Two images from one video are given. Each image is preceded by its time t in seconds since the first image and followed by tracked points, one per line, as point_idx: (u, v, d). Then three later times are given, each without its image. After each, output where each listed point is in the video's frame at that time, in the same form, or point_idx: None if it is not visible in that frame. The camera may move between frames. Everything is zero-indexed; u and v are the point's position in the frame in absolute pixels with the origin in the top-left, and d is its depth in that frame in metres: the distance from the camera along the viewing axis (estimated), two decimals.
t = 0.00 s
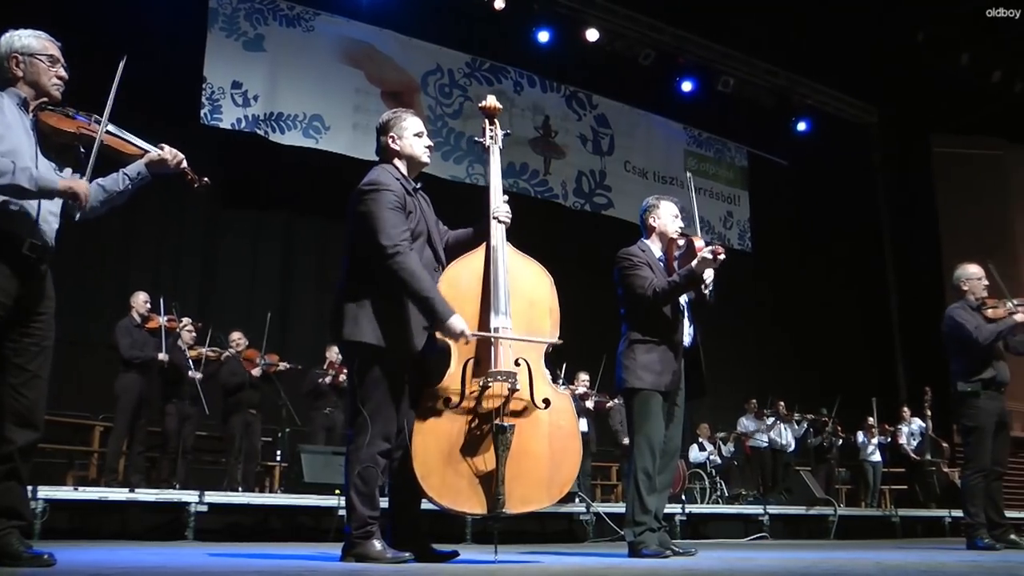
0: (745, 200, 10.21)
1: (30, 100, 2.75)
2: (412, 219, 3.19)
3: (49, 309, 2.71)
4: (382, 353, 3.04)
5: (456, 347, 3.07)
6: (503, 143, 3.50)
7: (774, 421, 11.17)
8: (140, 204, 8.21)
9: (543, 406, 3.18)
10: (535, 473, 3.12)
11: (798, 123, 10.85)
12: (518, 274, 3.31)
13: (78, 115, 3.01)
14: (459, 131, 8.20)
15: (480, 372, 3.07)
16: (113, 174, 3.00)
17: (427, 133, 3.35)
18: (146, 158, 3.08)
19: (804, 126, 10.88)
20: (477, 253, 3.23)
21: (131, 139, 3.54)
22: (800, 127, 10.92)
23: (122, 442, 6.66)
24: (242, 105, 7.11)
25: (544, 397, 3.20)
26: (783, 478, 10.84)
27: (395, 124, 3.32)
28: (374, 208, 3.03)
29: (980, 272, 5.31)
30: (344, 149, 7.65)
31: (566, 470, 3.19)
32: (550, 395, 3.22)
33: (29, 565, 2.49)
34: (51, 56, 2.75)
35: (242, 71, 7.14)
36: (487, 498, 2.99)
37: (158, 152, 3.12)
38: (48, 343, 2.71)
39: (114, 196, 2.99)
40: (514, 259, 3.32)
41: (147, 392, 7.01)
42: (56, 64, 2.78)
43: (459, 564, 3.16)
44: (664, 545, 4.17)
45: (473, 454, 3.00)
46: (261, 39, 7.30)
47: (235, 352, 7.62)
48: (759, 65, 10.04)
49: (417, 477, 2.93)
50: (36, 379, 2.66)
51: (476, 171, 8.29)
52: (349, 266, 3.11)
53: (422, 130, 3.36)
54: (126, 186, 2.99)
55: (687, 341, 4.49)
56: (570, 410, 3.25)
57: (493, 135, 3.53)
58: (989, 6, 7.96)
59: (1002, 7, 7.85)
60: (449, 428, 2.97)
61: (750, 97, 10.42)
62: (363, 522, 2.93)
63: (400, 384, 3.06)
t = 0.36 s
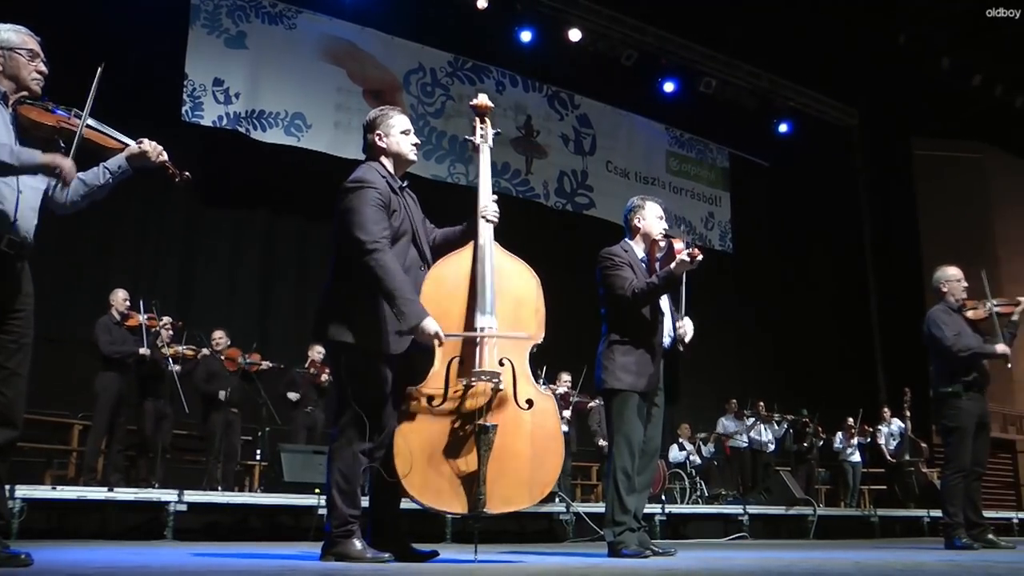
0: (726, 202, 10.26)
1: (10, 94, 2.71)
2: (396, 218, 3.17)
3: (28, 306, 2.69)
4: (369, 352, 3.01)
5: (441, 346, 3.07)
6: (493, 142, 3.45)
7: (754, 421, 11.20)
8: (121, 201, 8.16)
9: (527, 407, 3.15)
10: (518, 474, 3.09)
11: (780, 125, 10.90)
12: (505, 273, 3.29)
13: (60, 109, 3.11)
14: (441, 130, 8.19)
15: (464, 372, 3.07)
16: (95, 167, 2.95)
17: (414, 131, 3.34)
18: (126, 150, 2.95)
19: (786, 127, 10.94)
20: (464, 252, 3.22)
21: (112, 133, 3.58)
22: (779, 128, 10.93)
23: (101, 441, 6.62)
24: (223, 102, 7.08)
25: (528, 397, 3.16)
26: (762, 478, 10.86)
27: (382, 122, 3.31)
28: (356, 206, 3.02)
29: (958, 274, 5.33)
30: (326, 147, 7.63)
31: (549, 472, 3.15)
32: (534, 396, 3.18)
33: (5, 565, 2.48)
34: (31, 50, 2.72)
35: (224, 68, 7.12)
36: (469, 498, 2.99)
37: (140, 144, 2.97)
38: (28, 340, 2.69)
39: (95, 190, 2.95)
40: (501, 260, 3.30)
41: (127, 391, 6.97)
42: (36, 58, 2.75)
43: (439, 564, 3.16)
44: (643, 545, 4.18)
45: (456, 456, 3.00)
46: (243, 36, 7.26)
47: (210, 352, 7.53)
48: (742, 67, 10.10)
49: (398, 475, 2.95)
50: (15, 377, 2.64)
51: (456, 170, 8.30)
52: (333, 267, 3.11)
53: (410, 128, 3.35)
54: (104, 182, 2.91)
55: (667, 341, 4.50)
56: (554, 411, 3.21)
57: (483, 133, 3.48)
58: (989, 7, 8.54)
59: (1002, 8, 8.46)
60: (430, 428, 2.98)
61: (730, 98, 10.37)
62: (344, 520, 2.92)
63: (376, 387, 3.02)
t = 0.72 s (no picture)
0: (707, 202, 10.28)
1: None
2: (376, 217, 3.16)
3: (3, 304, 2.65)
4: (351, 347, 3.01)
5: (414, 344, 3.03)
6: (466, 139, 3.45)
7: (733, 421, 11.22)
8: (100, 198, 8.10)
9: (502, 405, 3.19)
10: (493, 473, 3.12)
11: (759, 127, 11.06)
12: (478, 273, 3.30)
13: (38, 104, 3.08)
14: (423, 129, 8.18)
15: (437, 372, 3.05)
16: (75, 163, 2.94)
17: (394, 131, 3.33)
18: (106, 147, 2.97)
19: (767, 129, 11.12)
20: (436, 251, 3.21)
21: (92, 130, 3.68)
22: (761, 130, 11.13)
23: (79, 439, 6.57)
24: (204, 99, 7.04)
25: (503, 396, 3.20)
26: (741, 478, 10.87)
27: (362, 121, 3.30)
28: (337, 205, 3.01)
29: (938, 276, 5.34)
30: (307, 145, 7.59)
31: (525, 469, 3.20)
32: (509, 394, 3.22)
33: None
34: (10, 44, 2.69)
35: (205, 65, 7.08)
36: (444, 499, 2.99)
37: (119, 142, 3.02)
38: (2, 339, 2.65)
39: (75, 186, 2.93)
40: (474, 258, 3.30)
41: (106, 389, 6.92)
42: (14, 54, 2.72)
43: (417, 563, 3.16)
44: (623, 545, 4.17)
45: (427, 459, 2.98)
46: (225, 32, 7.23)
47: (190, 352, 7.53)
48: (724, 68, 10.24)
49: (374, 476, 2.91)
50: None
51: (439, 170, 8.25)
52: (312, 267, 3.10)
53: (389, 127, 3.34)
54: (86, 177, 2.93)
55: (648, 341, 4.49)
56: (529, 409, 3.26)
57: (457, 130, 3.48)
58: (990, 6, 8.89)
59: (1002, 7, 8.72)
60: (405, 428, 2.95)
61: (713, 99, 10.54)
62: (322, 519, 2.93)
63: (360, 382, 3.03)
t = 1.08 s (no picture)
0: (687, 203, 10.32)
1: None
2: (347, 217, 3.15)
3: None
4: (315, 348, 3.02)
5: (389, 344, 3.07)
6: (438, 138, 3.44)
7: (712, 421, 11.25)
8: (78, 196, 8.05)
9: (478, 403, 3.16)
10: (469, 471, 3.10)
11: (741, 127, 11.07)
12: (451, 271, 3.30)
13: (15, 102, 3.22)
14: (403, 128, 8.15)
15: (413, 370, 3.06)
16: (53, 160, 2.99)
17: (368, 129, 3.32)
18: (84, 145, 3.05)
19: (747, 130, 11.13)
20: (411, 249, 3.19)
21: (72, 127, 3.75)
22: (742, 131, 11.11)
23: (56, 438, 6.53)
24: (183, 96, 7.01)
25: (479, 394, 3.18)
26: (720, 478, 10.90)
27: (335, 120, 3.28)
28: (305, 203, 3.01)
29: (915, 278, 5.39)
30: (286, 143, 7.56)
31: (503, 466, 3.17)
32: (485, 392, 3.20)
33: None
34: None
35: (185, 61, 7.04)
36: (421, 498, 2.98)
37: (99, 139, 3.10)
38: None
39: (53, 183, 2.96)
40: (448, 256, 3.30)
41: (84, 387, 6.88)
42: None
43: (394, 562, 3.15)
44: (602, 544, 4.14)
45: (402, 459, 2.98)
46: (204, 29, 7.18)
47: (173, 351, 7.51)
48: (704, 69, 10.32)
49: (351, 477, 2.92)
50: None
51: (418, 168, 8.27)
52: (287, 263, 3.11)
53: (363, 126, 3.33)
54: (66, 176, 2.99)
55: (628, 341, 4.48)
56: (505, 407, 3.22)
57: (429, 129, 3.47)
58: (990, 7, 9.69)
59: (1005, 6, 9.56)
60: (381, 428, 2.96)
61: (693, 100, 10.57)
62: (299, 519, 2.94)
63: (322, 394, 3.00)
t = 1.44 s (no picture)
0: (668, 203, 10.36)
1: None
2: (331, 214, 3.14)
3: None
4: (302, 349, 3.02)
5: (369, 343, 3.00)
6: (418, 136, 3.43)
7: (692, 422, 11.27)
8: (58, 193, 7.99)
9: (458, 403, 3.17)
10: (448, 471, 3.10)
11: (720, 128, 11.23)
12: (431, 270, 3.30)
13: None
14: (384, 127, 8.15)
15: (393, 370, 3.01)
16: (29, 158, 3.05)
17: (346, 127, 3.30)
18: (60, 143, 3.12)
19: (728, 131, 11.28)
20: (390, 248, 3.21)
21: (48, 122, 3.69)
22: (723, 132, 11.27)
23: (34, 438, 6.49)
24: (164, 93, 6.97)
25: (459, 394, 3.19)
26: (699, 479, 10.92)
27: (315, 117, 3.27)
28: (293, 199, 2.99)
29: (893, 279, 5.45)
30: (267, 142, 7.52)
31: (483, 466, 3.19)
32: (465, 392, 3.21)
33: None
34: None
35: (166, 59, 7.01)
36: (400, 498, 2.96)
37: (76, 137, 3.20)
38: None
39: (29, 181, 3.03)
40: (427, 255, 3.30)
41: (62, 386, 6.83)
42: None
43: (373, 562, 3.14)
44: (582, 545, 4.09)
45: (382, 459, 2.95)
46: (186, 26, 7.15)
47: (158, 348, 7.48)
48: (686, 70, 10.34)
49: (331, 476, 2.89)
50: None
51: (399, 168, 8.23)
52: (266, 262, 3.07)
53: (342, 124, 3.31)
54: (42, 171, 3.05)
55: (609, 341, 4.45)
56: (485, 408, 3.25)
57: (409, 127, 3.46)
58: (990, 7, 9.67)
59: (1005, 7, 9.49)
60: (361, 426, 2.93)
61: (675, 101, 10.60)
62: (279, 519, 2.91)
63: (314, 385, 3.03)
